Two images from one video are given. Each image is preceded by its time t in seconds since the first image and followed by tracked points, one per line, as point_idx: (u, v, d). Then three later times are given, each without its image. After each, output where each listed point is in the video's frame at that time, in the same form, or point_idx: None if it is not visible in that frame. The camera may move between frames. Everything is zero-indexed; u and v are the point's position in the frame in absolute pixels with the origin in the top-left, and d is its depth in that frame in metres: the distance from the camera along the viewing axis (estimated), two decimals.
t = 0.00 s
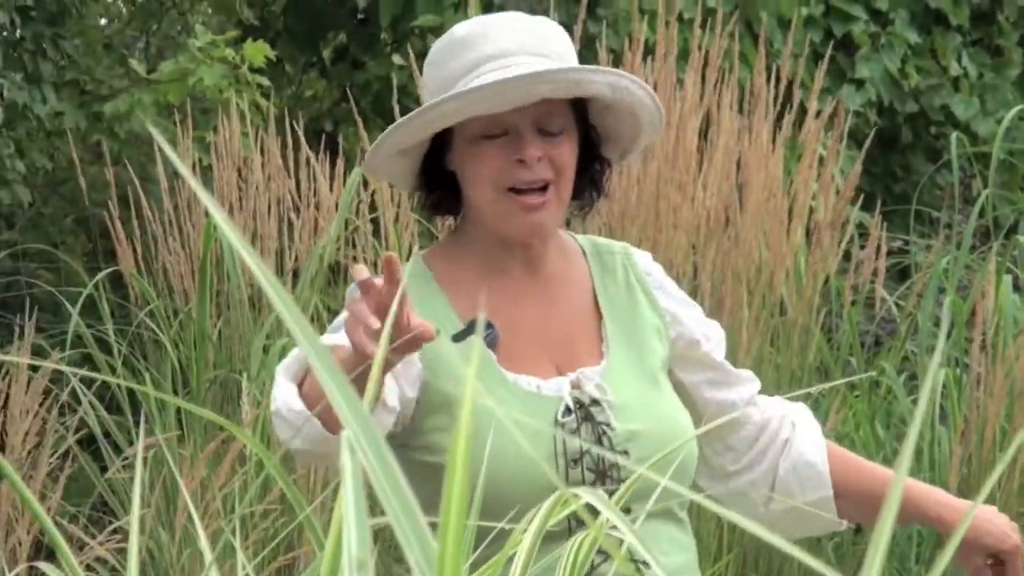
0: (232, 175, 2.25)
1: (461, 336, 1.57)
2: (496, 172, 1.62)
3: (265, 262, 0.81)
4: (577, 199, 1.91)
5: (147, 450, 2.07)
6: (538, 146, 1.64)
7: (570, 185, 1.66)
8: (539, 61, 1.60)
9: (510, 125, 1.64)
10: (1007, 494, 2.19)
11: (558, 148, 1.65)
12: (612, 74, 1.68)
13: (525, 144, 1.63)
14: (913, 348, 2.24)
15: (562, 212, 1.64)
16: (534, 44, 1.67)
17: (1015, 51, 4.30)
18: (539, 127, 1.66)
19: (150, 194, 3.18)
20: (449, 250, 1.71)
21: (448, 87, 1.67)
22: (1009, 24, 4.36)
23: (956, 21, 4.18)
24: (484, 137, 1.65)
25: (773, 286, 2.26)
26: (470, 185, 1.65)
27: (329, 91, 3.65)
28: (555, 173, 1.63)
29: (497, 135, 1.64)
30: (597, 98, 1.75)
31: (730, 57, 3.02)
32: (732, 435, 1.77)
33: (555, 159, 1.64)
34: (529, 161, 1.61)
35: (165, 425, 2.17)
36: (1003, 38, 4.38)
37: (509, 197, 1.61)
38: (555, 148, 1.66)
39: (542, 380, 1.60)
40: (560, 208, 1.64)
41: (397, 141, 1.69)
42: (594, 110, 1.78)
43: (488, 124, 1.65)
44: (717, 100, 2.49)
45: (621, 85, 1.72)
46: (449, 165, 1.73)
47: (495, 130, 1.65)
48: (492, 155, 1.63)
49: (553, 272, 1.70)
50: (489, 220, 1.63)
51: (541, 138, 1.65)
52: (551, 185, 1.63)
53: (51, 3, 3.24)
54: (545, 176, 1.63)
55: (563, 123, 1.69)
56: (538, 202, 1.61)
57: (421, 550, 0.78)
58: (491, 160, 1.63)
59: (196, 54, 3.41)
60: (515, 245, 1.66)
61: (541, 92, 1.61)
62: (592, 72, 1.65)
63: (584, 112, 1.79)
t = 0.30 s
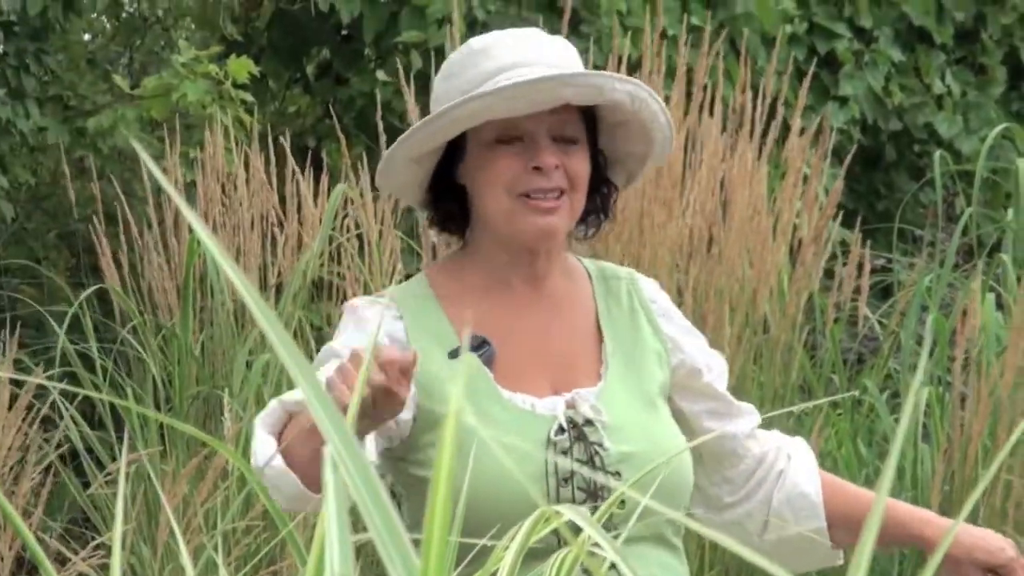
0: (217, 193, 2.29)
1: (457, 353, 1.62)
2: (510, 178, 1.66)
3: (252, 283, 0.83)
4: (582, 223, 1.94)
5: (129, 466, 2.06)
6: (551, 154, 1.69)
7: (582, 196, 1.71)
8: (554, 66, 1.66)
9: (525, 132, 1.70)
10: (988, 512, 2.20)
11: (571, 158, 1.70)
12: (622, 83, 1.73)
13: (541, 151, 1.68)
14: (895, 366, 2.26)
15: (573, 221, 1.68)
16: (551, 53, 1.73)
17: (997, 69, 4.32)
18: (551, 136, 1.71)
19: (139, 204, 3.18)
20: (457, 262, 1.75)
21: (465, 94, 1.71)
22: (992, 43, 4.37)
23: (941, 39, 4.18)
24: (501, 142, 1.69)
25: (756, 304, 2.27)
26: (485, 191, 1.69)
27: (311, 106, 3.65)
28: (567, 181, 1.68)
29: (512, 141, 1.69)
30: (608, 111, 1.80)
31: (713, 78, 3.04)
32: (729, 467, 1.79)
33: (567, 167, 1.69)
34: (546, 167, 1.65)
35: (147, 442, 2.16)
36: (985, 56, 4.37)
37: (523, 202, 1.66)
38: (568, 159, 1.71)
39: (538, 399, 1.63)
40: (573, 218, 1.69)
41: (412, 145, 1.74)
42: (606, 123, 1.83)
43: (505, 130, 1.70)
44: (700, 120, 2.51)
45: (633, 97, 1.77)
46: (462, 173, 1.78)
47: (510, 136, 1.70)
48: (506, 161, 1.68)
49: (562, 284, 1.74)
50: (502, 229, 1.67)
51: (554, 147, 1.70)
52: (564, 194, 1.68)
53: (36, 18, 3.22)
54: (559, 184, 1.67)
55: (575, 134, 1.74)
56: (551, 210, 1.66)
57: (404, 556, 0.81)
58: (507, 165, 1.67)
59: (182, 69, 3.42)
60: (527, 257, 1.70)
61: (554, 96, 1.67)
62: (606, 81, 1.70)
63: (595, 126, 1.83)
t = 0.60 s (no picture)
0: (202, 213, 2.37)
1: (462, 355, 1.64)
2: (485, 192, 1.68)
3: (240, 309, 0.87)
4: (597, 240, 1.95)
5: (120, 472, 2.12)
6: (526, 168, 1.69)
7: (562, 209, 1.70)
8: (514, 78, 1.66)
9: (501, 147, 1.71)
10: (950, 518, 2.26)
11: (546, 172, 1.69)
12: (593, 93, 1.71)
13: (511, 165, 1.68)
14: (861, 377, 2.33)
15: (550, 234, 1.68)
16: (532, 66, 1.73)
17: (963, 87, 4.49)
18: (529, 150, 1.71)
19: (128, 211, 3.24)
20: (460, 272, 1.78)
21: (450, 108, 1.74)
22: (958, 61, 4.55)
23: (907, 58, 4.38)
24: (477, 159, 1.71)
25: (726, 315, 2.40)
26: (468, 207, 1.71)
27: (293, 123, 3.70)
28: (540, 195, 1.67)
29: (487, 156, 1.70)
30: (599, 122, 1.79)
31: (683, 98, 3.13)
32: (713, 493, 1.84)
33: (540, 181, 1.68)
34: (512, 180, 1.66)
35: (134, 450, 2.23)
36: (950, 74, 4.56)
37: (495, 215, 1.67)
38: (545, 172, 1.70)
39: (537, 406, 1.64)
40: (552, 229, 1.68)
41: (404, 150, 1.80)
42: (602, 136, 1.80)
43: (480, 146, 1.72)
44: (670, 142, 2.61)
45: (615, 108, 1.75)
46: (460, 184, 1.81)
47: (489, 150, 1.72)
48: (483, 176, 1.70)
49: (559, 296, 1.74)
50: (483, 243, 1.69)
51: (528, 161, 1.70)
52: (540, 206, 1.68)
53: (25, 36, 3.18)
54: (532, 197, 1.67)
55: (557, 147, 1.73)
56: (524, 223, 1.66)
57: (379, 565, 0.85)
58: (481, 180, 1.69)
59: (167, 88, 3.54)
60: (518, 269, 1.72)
61: (518, 109, 1.67)
62: (567, 90, 1.67)
63: (593, 140, 1.82)
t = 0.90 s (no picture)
0: (195, 217, 2.43)
1: (451, 362, 1.73)
2: (470, 221, 1.75)
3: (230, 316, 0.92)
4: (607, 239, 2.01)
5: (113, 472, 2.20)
6: (508, 195, 1.75)
7: (548, 229, 1.76)
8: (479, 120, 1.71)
9: (482, 176, 1.77)
10: (916, 518, 2.33)
11: (526, 196, 1.75)
12: (559, 127, 1.74)
13: (489, 196, 1.75)
14: (828, 381, 2.42)
15: (535, 255, 1.75)
16: (506, 95, 1.78)
17: (925, 101, 4.78)
18: (510, 175, 1.77)
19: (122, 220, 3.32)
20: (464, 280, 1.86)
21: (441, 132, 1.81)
22: (920, 77, 4.84)
23: (873, 73, 4.64)
24: (463, 188, 1.78)
25: (698, 320, 2.50)
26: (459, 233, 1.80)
27: (279, 135, 3.78)
28: (522, 221, 1.74)
29: (469, 186, 1.77)
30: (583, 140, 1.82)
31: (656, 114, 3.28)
32: (707, 499, 1.91)
33: (522, 206, 1.74)
34: (490, 212, 1.73)
35: (127, 451, 2.30)
36: (913, 90, 4.84)
37: (478, 244, 1.74)
38: (526, 198, 1.76)
39: (523, 413, 1.72)
40: (533, 253, 1.75)
41: (393, 184, 1.87)
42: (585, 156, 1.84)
43: (463, 176, 1.79)
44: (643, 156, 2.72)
45: (588, 134, 1.78)
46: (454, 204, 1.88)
47: (472, 179, 1.78)
48: (468, 204, 1.77)
49: (554, 309, 1.81)
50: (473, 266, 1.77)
51: (508, 188, 1.76)
52: (522, 231, 1.74)
53: (19, 51, 3.31)
54: (513, 224, 1.74)
55: (538, 169, 1.79)
56: (507, 250, 1.73)
57: (366, 563, 0.90)
58: (465, 211, 1.76)
59: (157, 100, 3.55)
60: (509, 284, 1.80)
61: (489, 147, 1.72)
62: (526, 127, 1.71)
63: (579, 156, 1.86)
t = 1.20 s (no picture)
0: (207, 218, 2.51)
1: (461, 362, 1.81)
2: (473, 226, 1.83)
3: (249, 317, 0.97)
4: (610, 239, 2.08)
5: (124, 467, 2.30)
6: (509, 201, 1.83)
7: (548, 233, 1.84)
8: (478, 130, 1.79)
9: (483, 184, 1.85)
10: (904, 513, 2.42)
11: (527, 202, 1.83)
12: (557, 136, 1.81)
13: (492, 202, 1.83)
14: (819, 381, 2.51)
15: (534, 259, 1.83)
16: (507, 105, 1.85)
17: (911, 109, 4.88)
18: (511, 183, 1.85)
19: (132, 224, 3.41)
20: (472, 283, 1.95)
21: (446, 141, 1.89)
22: (908, 86, 4.94)
23: (862, 82, 4.77)
24: (467, 195, 1.87)
25: (692, 323, 2.57)
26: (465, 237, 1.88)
27: (287, 142, 3.88)
28: (521, 226, 1.82)
29: (471, 194, 1.85)
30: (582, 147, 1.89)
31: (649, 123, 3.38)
32: (703, 491, 1.98)
33: (522, 213, 1.83)
34: (492, 218, 1.81)
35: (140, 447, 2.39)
36: (900, 98, 4.94)
37: (483, 248, 1.83)
38: (527, 204, 1.84)
39: (526, 411, 1.80)
40: (534, 256, 1.83)
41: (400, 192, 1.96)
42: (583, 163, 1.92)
43: (467, 184, 1.87)
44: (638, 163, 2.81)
45: (585, 143, 1.85)
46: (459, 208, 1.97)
47: (474, 186, 1.86)
48: (471, 210, 1.85)
49: (553, 311, 1.89)
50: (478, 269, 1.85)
51: (510, 195, 1.84)
52: (524, 236, 1.82)
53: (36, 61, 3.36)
54: (515, 229, 1.82)
55: (538, 176, 1.87)
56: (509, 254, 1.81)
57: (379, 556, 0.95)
58: (469, 217, 1.85)
59: (170, 108, 3.51)
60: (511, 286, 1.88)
61: (487, 155, 1.80)
62: (523, 137, 1.79)
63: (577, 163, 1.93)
